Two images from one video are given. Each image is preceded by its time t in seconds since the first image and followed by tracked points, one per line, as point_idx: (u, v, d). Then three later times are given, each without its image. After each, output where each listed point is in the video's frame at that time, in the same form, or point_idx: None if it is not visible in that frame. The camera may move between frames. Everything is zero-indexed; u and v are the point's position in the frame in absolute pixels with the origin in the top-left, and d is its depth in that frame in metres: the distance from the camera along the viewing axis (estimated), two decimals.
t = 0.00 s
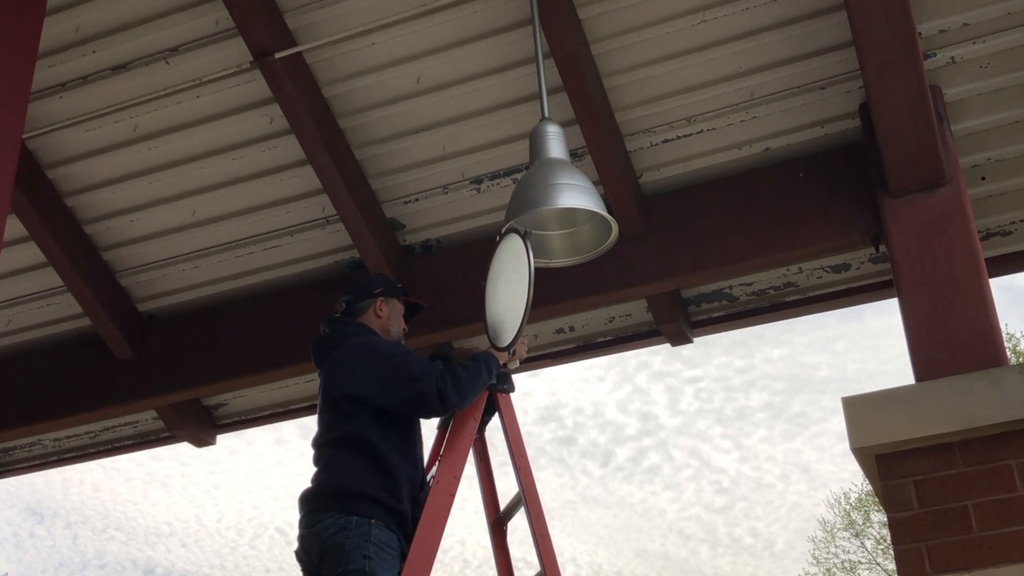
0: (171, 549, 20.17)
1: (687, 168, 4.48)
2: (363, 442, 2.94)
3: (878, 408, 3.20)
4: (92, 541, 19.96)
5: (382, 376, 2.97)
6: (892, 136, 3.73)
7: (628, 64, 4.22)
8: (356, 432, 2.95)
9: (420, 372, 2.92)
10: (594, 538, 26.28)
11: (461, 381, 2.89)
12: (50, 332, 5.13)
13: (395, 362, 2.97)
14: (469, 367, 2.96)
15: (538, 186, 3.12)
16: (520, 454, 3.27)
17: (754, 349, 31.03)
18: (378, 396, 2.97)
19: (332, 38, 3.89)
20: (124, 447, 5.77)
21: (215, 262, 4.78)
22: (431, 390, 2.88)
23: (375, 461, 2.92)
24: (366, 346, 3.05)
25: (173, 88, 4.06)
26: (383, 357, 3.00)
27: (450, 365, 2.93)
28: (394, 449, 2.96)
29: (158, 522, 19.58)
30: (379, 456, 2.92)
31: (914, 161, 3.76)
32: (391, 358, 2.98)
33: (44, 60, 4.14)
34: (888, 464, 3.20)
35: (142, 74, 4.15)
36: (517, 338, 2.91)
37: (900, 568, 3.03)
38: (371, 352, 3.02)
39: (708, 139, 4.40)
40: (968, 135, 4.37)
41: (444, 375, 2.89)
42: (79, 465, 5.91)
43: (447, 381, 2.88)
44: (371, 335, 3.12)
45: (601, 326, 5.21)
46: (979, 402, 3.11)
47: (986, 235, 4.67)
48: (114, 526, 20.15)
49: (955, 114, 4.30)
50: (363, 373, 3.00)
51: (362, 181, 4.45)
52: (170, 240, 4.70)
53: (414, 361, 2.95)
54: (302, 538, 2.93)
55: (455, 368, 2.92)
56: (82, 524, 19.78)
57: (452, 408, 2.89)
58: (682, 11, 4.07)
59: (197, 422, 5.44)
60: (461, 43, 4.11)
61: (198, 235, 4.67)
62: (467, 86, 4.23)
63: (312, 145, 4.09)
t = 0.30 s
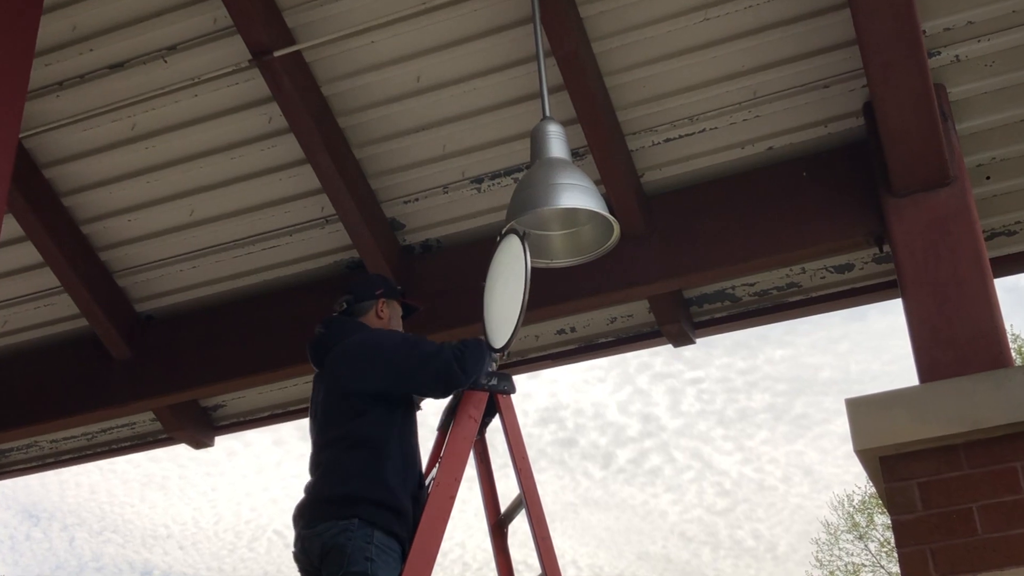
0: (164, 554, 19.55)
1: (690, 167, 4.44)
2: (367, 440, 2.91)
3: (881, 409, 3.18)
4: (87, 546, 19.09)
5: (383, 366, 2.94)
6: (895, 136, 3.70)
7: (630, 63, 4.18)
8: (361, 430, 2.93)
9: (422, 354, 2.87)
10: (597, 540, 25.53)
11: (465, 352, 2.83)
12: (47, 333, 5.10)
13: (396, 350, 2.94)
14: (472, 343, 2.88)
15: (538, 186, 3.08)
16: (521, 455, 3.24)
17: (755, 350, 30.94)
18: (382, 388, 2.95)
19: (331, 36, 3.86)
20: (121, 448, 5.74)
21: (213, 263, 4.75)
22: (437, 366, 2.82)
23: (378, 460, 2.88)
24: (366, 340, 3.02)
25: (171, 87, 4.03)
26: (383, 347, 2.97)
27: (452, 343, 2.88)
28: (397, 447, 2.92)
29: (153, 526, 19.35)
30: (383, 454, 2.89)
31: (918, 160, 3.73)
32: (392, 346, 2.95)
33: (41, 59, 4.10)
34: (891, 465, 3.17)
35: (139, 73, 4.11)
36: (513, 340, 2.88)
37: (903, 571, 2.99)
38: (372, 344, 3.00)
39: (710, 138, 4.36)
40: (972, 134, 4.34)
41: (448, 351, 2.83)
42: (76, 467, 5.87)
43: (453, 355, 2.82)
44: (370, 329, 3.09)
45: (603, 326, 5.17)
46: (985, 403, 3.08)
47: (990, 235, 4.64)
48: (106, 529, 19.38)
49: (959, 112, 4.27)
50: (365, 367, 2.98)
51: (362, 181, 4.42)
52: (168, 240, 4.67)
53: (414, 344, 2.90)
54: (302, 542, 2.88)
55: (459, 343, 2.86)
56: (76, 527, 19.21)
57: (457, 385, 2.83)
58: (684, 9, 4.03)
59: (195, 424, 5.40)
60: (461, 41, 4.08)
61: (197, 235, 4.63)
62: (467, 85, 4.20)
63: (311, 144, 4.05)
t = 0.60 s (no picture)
0: (165, 555, 19.90)
1: (692, 166, 4.41)
2: (366, 438, 2.88)
3: (886, 411, 3.14)
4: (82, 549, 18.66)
5: (385, 361, 2.99)
6: (898, 135, 3.67)
7: (632, 62, 4.15)
8: (359, 428, 2.90)
9: (426, 346, 2.98)
10: (597, 544, 25.65)
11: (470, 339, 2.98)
12: (44, 334, 5.06)
13: (398, 344, 3.01)
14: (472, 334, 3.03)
15: (538, 185, 3.05)
16: (522, 457, 3.20)
17: (756, 351, 30.88)
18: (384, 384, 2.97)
19: (331, 34, 3.82)
20: (119, 450, 5.70)
21: (211, 263, 4.71)
22: (444, 355, 2.94)
23: (378, 459, 2.84)
24: (365, 339, 3.07)
25: (168, 85, 4.00)
26: (384, 343, 3.03)
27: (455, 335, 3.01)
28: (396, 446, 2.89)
29: (150, 529, 19.53)
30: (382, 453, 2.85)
31: (923, 157, 3.69)
32: (393, 342, 3.02)
33: (37, 57, 4.07)
34: (895, 467, 3.13)
35: (137, 71, 4.08)
36: (513, 340, 2.85)
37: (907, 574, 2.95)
38: (372, 342, 3.04)
39: (712, 137, 4.33)
40: (977, 133, 4.30)
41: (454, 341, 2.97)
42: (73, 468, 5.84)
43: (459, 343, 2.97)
44: (366, 328, 3.13)
45: (604, 327, 5.14)
46: (991, 405, 3.04)
47: (995, 235, 4.60)
48: (103, 532, 19.11)
49: (964, 111, 4.23)
50: (366, 365, 3.02)
51: (361, 179, 4.38)
52: (166, 239, 4.64)
53: (417, 337, 3.01)
54: (300, 543, 2.83)
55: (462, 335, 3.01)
56: (75, 530, 18.71)
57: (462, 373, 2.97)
58: (686, 7, 4.00)
59: (193, 426, 5.37)
60: (461, 39, 4.05)
61: (195, 235, 4.60)
62: (468, 84, 4.16)
63: (310, 143, 4.02)
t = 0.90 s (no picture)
0: (162, 557, 19.55)
1: (694, 166, 4.37)
2: (364, 438, 2.84)
3: (890, 412, 3.11)
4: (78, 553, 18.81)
5: (383, 361, 2.97)
6: (903, 135, 3.63)
7: (633, 60, 4.11)
8: (357, 428, 2.86)
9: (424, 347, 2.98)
10: (597, 546, 25.59)
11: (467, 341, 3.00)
12: (40, 335, 5.03)
13: (395, 344, 3.00)
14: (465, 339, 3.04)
15: (539, 184, 3.01)
16: (523, 460, 3.16)
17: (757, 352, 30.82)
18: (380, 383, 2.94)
19: (330, 33, 3.79)
20: (115, 452, 5.67)
21: (210, 263, 4.68)
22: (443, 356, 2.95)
23: (375, 459, 2.80)
24: (360, 339, 3.04)
25: (166, 83, 3.96)
26: (380, 342, 3.01)
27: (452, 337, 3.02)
28: (394, 447, 2.85)
29: (147, 531, 19.23)
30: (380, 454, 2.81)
31: (928, 156, 3.65)
32: (389, 342, 3.01)
33: (34, 56, 4.04)
34: (899, 469, 3.10)
35: (134, 70, 4.05)
36: (516, 342, 2.82)
37: None
38: (367, 342, 3.02)
39: (714, 137, 4.29)
40: (981, 132, 4.27)
41: (449, 342, 2.99)
42: (70, 470, 5.81)
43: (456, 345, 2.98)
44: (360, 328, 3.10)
45: (606, 328, 5.10)
46: (997, 406, 3.01)
47: (1000, 235, 4.56)
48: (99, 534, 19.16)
49: (969, 110, 4.20)
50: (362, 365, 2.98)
51: (360, 179, 4.35)
52: (163, 239, 4.60)
53: (414, 338, 3.01)
54: (297, 545, 2.80)
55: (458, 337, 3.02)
56: (71, 533, 18.84)
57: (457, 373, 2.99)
58: (688, 5, 3.97)
59: (191, 427, 5.33)
60: (461, 38, 4.01)
61: (193, 235, 4.57)
62: (469, 82, 4.13)
63: (309, 142, 3.98)
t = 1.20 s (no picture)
0: (160, 560, 18.88)
1: (696, 165, 4.33)
2: (363, 439, 2.81)
3: (893, 414, 3.07)
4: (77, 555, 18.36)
5: (381, 362, 2.94)
6: (908, 134, 3.59)
7: (635, 59, 4.08)
8: (356, 428, 2.83)
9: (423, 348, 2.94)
10: (598, 549, 25.07)
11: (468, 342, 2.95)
12: (38, 336, 5.00)
13: (394, 345, 2.96)
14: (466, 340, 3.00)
15: (540, 184, 2.98)
16: (524, 461, 3.12)
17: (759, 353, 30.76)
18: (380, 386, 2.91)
19: (329, 31, 3.75)
20: (113, 453, 5.65)
21: (208, 263, 4.64)
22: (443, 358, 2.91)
23: (375, 459, 2.77)
24: (360, 339, 3.00)
25: (163, 82, 3.93)
26: (380, 343, 2.97)
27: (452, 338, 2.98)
28: (394, 447, 2.81)
29: (144, 534, 18.83)
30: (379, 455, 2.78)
31: (932, 155, 3.61)
32: (389, 343, 2.97)
33: (30, 54, 4.00)
34: (903, 471, 3.06)
35: (131, 69, 4.01)
36: (516, 343, 2.79)
37: None
38: (366, 342, 2.98)
39: (717, 136, 4.25)
40: (986, 131, 4.23)
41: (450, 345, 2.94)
42: (67, 472, 5.78)
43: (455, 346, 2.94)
44: (359, 329, 3.07)
45: (607, 329, 5.06)
46: (1002, 407, 2.97)
47: (1005, 235, 4.52)
48: (96, 537, 18.79)
49: (973, 109, 4.16)
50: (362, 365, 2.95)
51: (360, 178, 4.31)
52: (161, 240, 4.57)
53: (414, 339, 2.97)
54: (297, 547, 2.77)
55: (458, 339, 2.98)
56: (68, 535, 18.38)
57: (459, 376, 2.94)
58: (690, 3, 3.93)
59: (189, 429, 5.30)
60: (462, 36, 3.98)
61: (191, 235, 4.53)
62: (469, 81, 4.09)
63: (308, 141, 3.95)
